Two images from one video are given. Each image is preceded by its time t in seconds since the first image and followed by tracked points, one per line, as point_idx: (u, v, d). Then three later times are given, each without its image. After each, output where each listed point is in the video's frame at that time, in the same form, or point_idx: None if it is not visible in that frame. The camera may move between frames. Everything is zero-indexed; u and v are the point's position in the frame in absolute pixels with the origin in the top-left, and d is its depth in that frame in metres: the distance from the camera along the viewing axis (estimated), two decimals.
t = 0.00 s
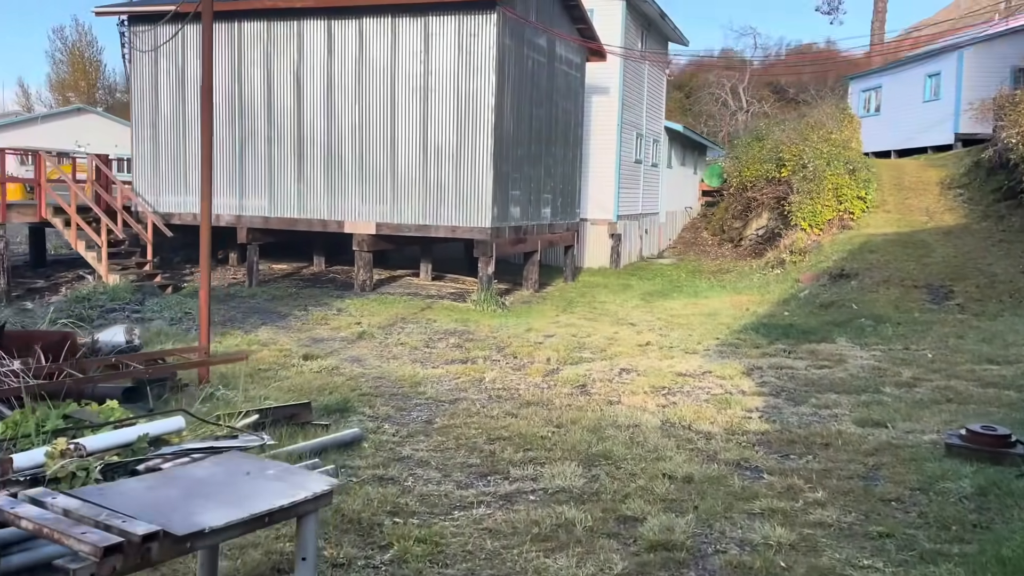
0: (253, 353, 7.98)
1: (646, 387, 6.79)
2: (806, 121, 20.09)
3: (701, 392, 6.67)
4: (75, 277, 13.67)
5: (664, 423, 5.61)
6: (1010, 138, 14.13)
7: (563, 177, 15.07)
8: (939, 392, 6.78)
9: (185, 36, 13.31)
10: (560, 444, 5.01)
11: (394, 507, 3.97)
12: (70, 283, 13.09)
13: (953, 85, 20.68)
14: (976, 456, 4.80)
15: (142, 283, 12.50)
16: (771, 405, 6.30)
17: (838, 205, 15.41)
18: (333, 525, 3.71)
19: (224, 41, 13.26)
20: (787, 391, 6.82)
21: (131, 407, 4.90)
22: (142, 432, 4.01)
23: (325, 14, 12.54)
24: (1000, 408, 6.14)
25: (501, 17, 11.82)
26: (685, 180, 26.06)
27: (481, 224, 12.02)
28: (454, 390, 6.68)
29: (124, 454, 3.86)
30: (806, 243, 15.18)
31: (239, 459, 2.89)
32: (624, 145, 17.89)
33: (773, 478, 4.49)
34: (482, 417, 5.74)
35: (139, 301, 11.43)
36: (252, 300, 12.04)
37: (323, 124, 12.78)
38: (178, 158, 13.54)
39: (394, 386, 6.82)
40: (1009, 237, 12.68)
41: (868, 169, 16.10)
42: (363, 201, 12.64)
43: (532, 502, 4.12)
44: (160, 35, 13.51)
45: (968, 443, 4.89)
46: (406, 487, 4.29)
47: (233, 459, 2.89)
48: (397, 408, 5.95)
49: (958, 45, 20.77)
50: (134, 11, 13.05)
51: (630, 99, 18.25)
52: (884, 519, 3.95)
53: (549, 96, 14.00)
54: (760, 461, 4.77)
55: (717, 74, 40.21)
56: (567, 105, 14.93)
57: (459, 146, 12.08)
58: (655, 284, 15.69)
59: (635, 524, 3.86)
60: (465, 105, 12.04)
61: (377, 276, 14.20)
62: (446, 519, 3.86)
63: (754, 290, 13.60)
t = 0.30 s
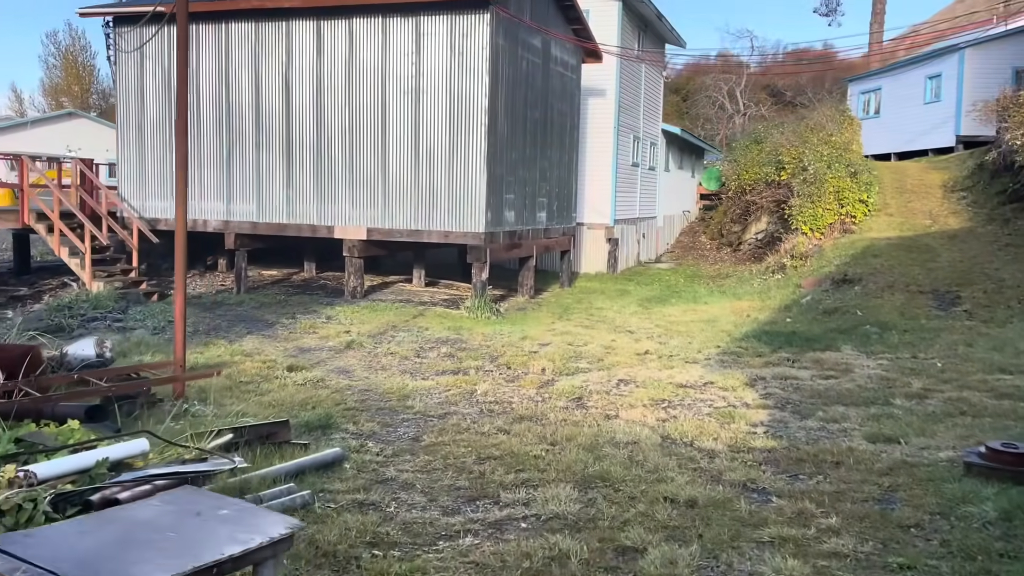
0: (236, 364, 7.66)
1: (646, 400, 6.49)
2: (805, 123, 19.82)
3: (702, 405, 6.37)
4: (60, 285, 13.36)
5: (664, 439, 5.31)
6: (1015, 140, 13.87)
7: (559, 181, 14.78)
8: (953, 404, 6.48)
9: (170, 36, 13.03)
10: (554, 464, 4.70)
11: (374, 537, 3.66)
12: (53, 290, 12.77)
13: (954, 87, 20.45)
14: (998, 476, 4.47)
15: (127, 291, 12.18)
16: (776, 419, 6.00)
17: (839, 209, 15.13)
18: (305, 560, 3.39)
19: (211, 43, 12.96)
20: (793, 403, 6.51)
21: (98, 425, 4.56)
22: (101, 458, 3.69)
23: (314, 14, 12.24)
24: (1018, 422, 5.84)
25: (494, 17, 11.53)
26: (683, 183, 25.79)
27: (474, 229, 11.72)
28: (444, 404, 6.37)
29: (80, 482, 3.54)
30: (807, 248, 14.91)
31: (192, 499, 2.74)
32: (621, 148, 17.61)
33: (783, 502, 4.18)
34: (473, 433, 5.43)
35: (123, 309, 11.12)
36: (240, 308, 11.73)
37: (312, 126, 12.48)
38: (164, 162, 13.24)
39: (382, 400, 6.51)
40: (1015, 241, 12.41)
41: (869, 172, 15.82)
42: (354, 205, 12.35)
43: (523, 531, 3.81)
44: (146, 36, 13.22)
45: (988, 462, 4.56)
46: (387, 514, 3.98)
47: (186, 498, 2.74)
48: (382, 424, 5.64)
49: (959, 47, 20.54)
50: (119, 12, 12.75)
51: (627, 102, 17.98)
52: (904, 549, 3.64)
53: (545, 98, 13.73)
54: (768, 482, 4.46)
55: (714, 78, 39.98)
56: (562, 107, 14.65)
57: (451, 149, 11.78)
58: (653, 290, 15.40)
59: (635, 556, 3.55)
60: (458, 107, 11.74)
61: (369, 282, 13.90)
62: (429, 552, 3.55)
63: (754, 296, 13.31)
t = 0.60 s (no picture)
0: (223, 374, 7.38)
1: (649, 412, 6.23)
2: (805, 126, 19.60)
3: (708, 417, 6.11)
4: (48, 291, 13.09)
5: (669, 456, 5.05)
6: (1019, 142, 13.66)
7: (557, 184, 14.53)
8: (968, 415, 6.24)
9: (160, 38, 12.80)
10: (554, 483, 4.44)
11: (360, 569, 3.40)
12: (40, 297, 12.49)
13: (955, 89, 20.27)
14: None
15: (115, 297, 11.89)
16: (786, 433, 5.74)
17: (841, 212, 14.90)
18: None
19: (202, 43, 12.69)
20: (802, 416, 6.25)
21: (68, 443, 4.30)
22: (65, 483, 3.41)
23: (307, 14, 11.99)
24: None
25: (490, 17, 11.28)
26: (681, 186, 25.55)
27: (471, 233, 11.46)
28: (438, 417, 6.11)
29: (42, 511, 3.29)
30: (809, 252, 14.67)
31: (144, 539, 2.89)
32: (619, 150, 17.38)
33: (798, 526, 3.91)
34: (468, 449, 5.16)
35: (111, 317, 10.84)
36: (230, 314, 11.46)
37: (305, 129, 12.23)
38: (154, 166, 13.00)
39: (374, 413, 6.24)
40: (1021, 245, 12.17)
41: (872, 175, 15.60)
42: (347, 209, 12.09)
43: (521, 561, 3.54)
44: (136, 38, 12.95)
45: (1013, 480, 4.30)
46: (377, 541, 3.72)
47: (138, 539, 2.89)
48: (373, 439, 5.36)
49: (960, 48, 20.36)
50: (108, 12, 12.49)
51: (625, 104, 17.74)
52: None
53: (542, 100, 13.48)
54: (781, 504, 4.19)
55: (711, 81, 39.80)
56: (560, 109, 14.40)
57: (447, 152, 11.52)
58: (653, 295, 15.15)
59: None
60: (453, 109, 11.48)
61: (363, 288, 13.64)
62: None
63: (756, 301, 13.06)
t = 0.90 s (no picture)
0: (214, 387, 7.14)
1: (656, 426, 5.99)
2: (807, 128, 19.41)
3: (718, 432, 5.87)
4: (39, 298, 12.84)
5: (679, 477, 4.81)
6: None
7: (558, 188, 14.30)
8: (988, 429, 6.01)
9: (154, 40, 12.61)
10: (560, 507, 4.20)
11: None
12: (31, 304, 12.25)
13: (959, 91, 20.07)
14: None
15: (107, 304, 11.65)
16: (800, 449, 5.50)
17: (846, 216, 14.67)
18: None
19: (196, 46, 12.46)
20: (816, 430, 6.01)
21: (45, 468, 4.06)
22: (37, 515, 3.15)
23: (303, 16, 11.77)
24: None
25: (490, 18, 11.05)
26: (682, 190, 25.33)
27: (470, 238, 11.21)
28: (438, 433, 5.87)
29: (10, 548, 3.03)
30: (814, 256, 14.44)
31: None
32: (620, 154, 17.15)
33: (820, 555, 3.67)
34: (469, 469, 4.92)
35: (102, 325, 10.60)
36: (225, 322, 11.21)
37: (301, 132, 12.00)
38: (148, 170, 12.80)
39: (370, 428, 6.00)
40: None
41: (877, 178, 15.37)
42: (344, 214, 11.86)
43: None
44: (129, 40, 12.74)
45: None
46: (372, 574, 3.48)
47: None
48: (369, 458, 5.13)
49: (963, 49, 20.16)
50: (100, 14, 12.27)
51: (626, 107, 17.52)
52: None
53: (542, 103, 13.25)
54: (802, 531, 3.95)
55: (710, 83, 39.62)
56: (561, 112, 14.18)
57: (446, 155, 11.28)
58: (656, 300, 14.91)
59: None
60: (452, 112, 11.25)
61: (361, 294, 13.40)
62: None
63: (760, 307, 12.83)
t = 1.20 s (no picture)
0: (207, 397, 6.93)
1: (664, 439, 5.77)
2: (811, 131, 19.16)
3: (728, 446, 5.65)
4: (33, 304, 12.64)
5: (689, 495, 4.59)
6: None
7: (560, 191, 14.10)
8: (1008, 442, 5.79)
9: (151, 42, 12.45)
10: (565, 529, 3.99)
11: None
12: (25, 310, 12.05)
13: (964, 93, 19.86)
14: None
15: (101, 311, 11.44)
16: (814, 464, 5.29)
17: (853, 220, 14.45)
18: None
19: (192, 48, 12.26)
20: (830, 443, 5.80)
21: (20, 492, 4.04)
22: (2, 545, 2.95)
23: (301, 17, 11.58)
24: None
25: (491, 18, 10.85)
26: (684, 193, 25.14)
27: (471, 242, 11.00)
28: (437, 446, 5.66)
29: None
30: (821, 260, 14.22)
31: None
32: (623, 156, 16.95)
33: None
34: (469, 486, 4.71)
35: (96, 332, 10.39)
36: (221, 329, 11.01)
37: (299, 135, 11.81)
38: (145, 174, 12.65)
39: (367, 441, 5.79)
40: None
41: (883, 181, 15.16)
42: (343, 218, 11.65)
43: None
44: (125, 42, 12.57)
45: None
46: None
47: None
48: (365, 474, 4.92)
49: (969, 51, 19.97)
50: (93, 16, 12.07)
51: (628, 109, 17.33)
52: None
53: (544, 105, 13.05)
54: (820, 555, 3.73)
55: (712, 86, 39.48)
56: (563, 115, 13.99)
57: (446, 158, 11.07)
58: (659, 305, 14.70)
59: None
60: (453, 114, 11.04)
61: (360, 299, 13.19)
62: None
63: (766, 312, 12.61)
